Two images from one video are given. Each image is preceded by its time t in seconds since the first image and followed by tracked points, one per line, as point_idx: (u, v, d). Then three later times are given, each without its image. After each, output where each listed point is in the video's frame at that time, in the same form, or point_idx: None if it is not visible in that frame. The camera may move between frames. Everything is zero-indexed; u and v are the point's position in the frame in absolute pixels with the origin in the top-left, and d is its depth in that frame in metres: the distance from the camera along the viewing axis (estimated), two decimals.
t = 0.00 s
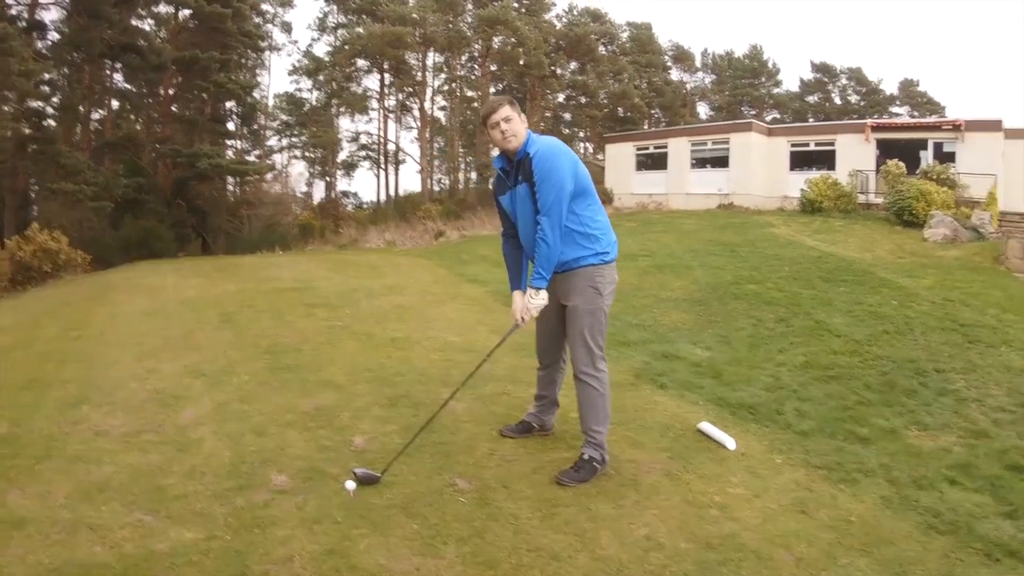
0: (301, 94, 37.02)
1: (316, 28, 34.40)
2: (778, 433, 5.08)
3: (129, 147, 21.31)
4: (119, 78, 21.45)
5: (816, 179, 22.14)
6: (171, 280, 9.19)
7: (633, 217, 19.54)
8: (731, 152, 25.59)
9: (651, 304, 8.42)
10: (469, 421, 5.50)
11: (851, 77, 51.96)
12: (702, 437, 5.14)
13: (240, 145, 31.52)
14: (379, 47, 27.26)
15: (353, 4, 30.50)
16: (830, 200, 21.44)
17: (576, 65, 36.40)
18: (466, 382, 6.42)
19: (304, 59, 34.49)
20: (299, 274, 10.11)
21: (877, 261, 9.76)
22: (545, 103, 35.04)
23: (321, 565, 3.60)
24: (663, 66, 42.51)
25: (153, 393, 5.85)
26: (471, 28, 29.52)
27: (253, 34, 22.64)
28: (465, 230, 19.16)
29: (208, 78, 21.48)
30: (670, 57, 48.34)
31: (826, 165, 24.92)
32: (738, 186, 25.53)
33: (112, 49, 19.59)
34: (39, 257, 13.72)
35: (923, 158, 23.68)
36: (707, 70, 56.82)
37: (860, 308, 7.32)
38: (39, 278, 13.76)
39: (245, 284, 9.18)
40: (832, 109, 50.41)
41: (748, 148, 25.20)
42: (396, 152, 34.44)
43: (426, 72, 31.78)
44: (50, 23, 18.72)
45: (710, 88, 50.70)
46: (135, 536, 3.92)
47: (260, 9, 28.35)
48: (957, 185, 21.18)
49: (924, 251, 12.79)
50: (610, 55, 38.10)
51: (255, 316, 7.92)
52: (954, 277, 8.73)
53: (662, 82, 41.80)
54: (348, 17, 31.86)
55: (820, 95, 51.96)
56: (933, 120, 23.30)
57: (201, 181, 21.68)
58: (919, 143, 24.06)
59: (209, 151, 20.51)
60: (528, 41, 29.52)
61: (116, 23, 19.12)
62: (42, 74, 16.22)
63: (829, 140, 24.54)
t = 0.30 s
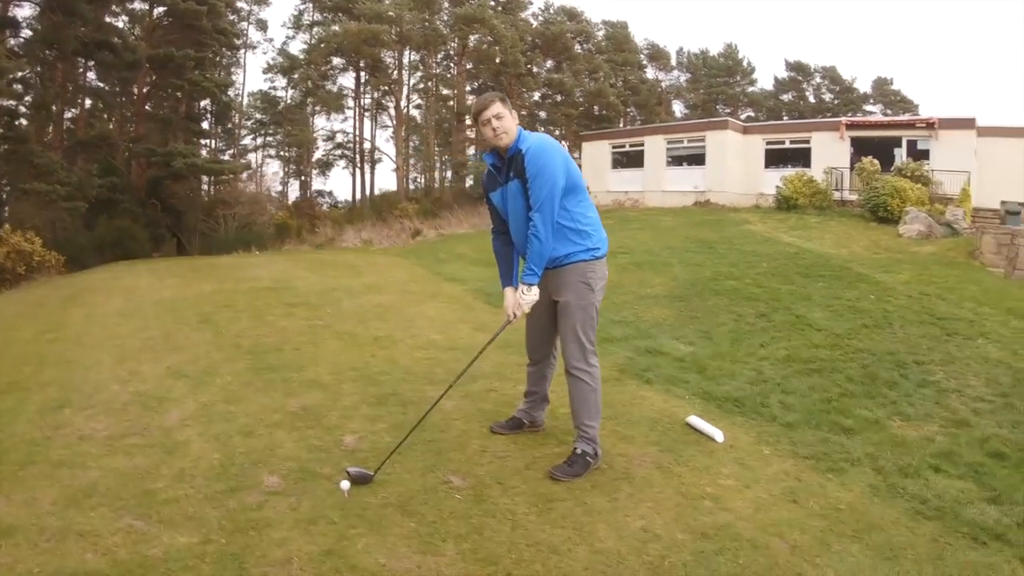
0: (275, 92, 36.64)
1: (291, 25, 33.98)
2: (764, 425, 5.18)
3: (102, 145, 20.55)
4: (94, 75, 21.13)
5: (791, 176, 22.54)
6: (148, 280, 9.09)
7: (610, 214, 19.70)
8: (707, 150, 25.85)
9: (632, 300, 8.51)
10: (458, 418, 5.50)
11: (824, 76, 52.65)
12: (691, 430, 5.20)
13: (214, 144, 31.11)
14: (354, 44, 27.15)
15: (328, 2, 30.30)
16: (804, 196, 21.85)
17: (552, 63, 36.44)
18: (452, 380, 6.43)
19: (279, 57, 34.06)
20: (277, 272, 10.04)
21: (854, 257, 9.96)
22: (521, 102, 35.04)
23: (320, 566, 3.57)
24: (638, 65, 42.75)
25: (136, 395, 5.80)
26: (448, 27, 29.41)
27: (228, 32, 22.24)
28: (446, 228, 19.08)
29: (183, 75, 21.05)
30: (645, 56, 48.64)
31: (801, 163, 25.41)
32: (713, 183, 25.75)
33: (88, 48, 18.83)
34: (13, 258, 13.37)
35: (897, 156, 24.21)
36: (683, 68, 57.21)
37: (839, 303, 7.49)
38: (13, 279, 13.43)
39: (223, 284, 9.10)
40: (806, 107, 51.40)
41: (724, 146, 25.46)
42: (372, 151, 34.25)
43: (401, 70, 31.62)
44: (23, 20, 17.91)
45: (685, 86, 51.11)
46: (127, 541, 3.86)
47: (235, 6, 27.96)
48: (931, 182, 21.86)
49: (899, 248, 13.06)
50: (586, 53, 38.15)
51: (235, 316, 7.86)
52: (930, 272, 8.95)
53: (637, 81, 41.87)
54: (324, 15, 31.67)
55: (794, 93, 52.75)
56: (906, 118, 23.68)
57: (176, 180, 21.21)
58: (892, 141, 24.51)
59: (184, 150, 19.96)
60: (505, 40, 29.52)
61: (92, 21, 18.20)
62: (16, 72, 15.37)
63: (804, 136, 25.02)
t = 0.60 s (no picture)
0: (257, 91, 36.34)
1: (273, 24, 33.68)
2: (754, 420, 5.26)
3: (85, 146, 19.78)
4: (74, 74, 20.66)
5: (774, 174, 22.77)
6: (130, 282, 9.01)
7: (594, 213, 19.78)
8: (690, 149, 26.08)
9: (619, 298, 8.59)
10: (451, 417, 5.52)
11: (805, 75, 53.10)
12: (682, 426, 5.26)
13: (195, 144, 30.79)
14: (337, 43, 27.04)
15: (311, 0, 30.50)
16: (787, 195, 22.10)
17: (534, 62, 36.40)
18: (443, 379, 6.44)
19: (261, 56, 33.77)
20: (261, 273, 9.98)
21: (836, 254, 10.12)
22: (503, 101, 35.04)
23: (323, 567, 3.56)
24: (620, 64, 42.91)
25: (125, 398, 5.76)
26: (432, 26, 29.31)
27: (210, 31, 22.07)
28: (432, 228, 19.00)
29: (165, 74, 20.92)
30: (627, 55, 48.83)
31: (783, 161, 25.72)
32: (695, 182, 25.98)
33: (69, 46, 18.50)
34: None
35: (879, 153, 24.61)
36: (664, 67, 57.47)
37: (824, 300, 7.62)
38: None
39: (207, 285, 9.04)
40: (787, 106, 51.82)
41: (707, 144, 25.68)
42: (355, 150, 34.12)
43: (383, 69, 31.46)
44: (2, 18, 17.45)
45: (667, 85, 51.36)
46: (124, 546, 3.82)
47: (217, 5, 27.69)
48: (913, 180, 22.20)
49: (882, 245, 13.25)
50: (568, 52, 38.02)
51: (221, 317, 7.81)
52: (912, 268, 9.10)
53: (619, 80, 42.00)
54: (306, 13, 31.60)
55: (776, 92, 53.26)
56: (888, 116, 23.95)
57: (157, 181, 20.96)
58: (874, 140, 24.83)
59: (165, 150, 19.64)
60: (489, 39, 29.51)
61: (72, 18, 17.95)
62: None
63: (787, 135, 25.37)
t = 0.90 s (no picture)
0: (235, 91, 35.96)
1: (251, 23, 33.38)
2: (744, 415, 5.37)
3: (62, 146, 18.92)
4: (51, 73, 20.18)
5: (753, 173, 23.07)
6: (111, 285, 8.89)
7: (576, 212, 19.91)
8: (670, 148, 26.34)
9: (605, 296, 8.68)
10: (445, 416, 5.55)
11: (783, 75, 53.67)
12: (674, 422, 5.35)
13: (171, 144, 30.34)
14: (316, 42, 26.89)
15: None
16: (766, 194, 22.41)
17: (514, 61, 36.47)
18: (435, 379, 6.47)
19: (240, 55, 33.42)
20: (243, 274, 9.92)
21: (817, 252, 10.31)
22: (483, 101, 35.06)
23: (329, 567, 3.58)
24: (600, 64, 43.13)
25: (114, 402, 5.70)
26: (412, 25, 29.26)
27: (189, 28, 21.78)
28: (415, 228, 18.97)
29: (144, 73, 20.30)
30: (607, 55, 49.08)
31: (762, 160, 26.08)
32: (675, 182, 26.26)
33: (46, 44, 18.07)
34: None
35: (857, 152, 25.09)
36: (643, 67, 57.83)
37: (807, 297, 7.79)
38: None
39: (188, 286, 8.95)
40: (765, 106, 52.36)
41: (686, 144, 25.96)
42: (334, 150, 33.92)
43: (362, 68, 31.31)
44: None
45: (646, 85, 51.71)
46: (124, 553, 3.80)
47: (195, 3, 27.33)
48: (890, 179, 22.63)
49: (862, 244, 13.53)
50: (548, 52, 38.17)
51: (206, 319, 7.75)
52: (892, 266, 9.32)
53: (599, 80, 42.16)
54: (286, 12, 31.38)
55: (754, 92, 53.85)
56: (866, 116, 24.41)
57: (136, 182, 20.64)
58: (852, 139, 25.31)
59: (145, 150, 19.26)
60: (469, 38, 29.53)
61: (50, 16, 17.63)
62: None
63: (766, 135, 25.74)
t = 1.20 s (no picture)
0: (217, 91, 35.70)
1: (234, 23, 33.15)
2: (735, 412, 5.47)
3: (42, 147, 18.73)
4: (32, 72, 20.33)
5: (737, 173, 23.34)
6: (94, 287, 8.80)
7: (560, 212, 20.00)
8: (654, 148, 26.54)
9: (593, 296, 8.77)
10: (440, 416, 5.58)
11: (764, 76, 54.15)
12: (666, 419, 5.43)
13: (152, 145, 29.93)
14: (300, 41, 26.77)
15: None
16: (749, 193, 22.67)
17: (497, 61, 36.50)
18: (428, 379, 6.49)
19: (222, 55, 33.15)
20: (228, 275, 9.86)
21: (800, 251, 10.50)
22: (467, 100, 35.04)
23: (333, 569, 3.60)
24: (583, 64, 43.27)
25: (104, 405, 5.66)
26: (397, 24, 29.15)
27: (172, 28, 21.52)
28: (398, 228, 18.97)
29: (126, 74, 20.19)
30: (589, 55, 49.24)
31: (745, 160, 26.36)
32: (658, 182, 26.47)
33: (28, 43, 17.68)
34: None
35: (839, 152, 25.42)
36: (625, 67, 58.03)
37: (792, 295, 7.94)
38: None
39: (173, 288, 8.89)
40: (747, 106, 52.80)
41: (670, 144, 26.18)
42: (317, 151, 33.75)
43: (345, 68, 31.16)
44: None
45: (628, 86, 51.97)
46: (125, 559, 3.78)
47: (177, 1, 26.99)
48: (872, 178, 22.97)
49: (844, 243, 13.77)
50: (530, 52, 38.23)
51: (193, 321, 7.70)
52: (875, 264, 9.51)
53: (581, 80, 42.28)
54: (269, 12, 31.21)
55: (736, 92, 54.27)
56: (848, 116, 24.72)
57: (116, 183, 20.37)
58: (834, 139, 25.63)
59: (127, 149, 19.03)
60: (452, 39, 29.56)
61: (33, 15, 17.30)
62: None
63: (749, 135, 26.01)
